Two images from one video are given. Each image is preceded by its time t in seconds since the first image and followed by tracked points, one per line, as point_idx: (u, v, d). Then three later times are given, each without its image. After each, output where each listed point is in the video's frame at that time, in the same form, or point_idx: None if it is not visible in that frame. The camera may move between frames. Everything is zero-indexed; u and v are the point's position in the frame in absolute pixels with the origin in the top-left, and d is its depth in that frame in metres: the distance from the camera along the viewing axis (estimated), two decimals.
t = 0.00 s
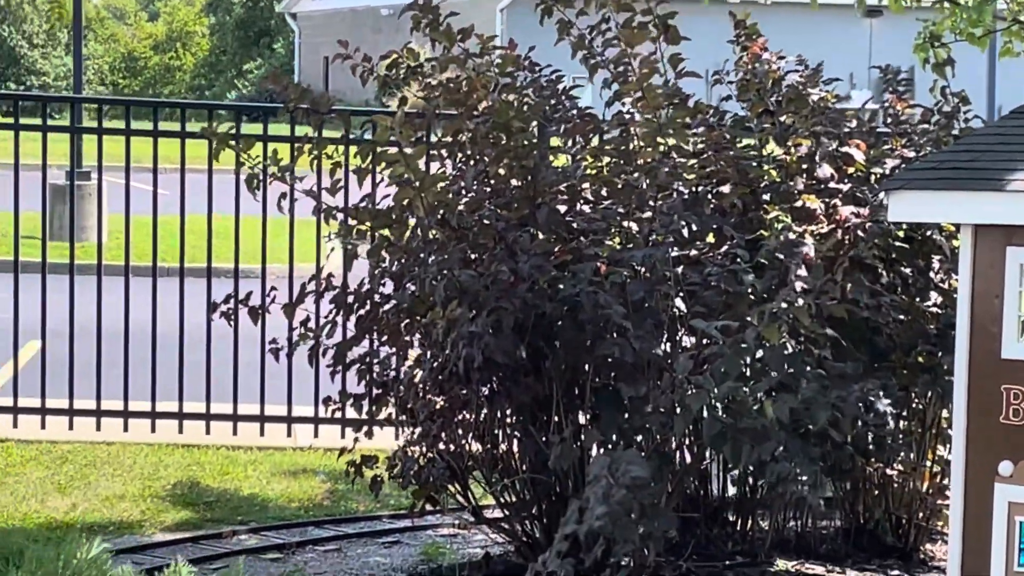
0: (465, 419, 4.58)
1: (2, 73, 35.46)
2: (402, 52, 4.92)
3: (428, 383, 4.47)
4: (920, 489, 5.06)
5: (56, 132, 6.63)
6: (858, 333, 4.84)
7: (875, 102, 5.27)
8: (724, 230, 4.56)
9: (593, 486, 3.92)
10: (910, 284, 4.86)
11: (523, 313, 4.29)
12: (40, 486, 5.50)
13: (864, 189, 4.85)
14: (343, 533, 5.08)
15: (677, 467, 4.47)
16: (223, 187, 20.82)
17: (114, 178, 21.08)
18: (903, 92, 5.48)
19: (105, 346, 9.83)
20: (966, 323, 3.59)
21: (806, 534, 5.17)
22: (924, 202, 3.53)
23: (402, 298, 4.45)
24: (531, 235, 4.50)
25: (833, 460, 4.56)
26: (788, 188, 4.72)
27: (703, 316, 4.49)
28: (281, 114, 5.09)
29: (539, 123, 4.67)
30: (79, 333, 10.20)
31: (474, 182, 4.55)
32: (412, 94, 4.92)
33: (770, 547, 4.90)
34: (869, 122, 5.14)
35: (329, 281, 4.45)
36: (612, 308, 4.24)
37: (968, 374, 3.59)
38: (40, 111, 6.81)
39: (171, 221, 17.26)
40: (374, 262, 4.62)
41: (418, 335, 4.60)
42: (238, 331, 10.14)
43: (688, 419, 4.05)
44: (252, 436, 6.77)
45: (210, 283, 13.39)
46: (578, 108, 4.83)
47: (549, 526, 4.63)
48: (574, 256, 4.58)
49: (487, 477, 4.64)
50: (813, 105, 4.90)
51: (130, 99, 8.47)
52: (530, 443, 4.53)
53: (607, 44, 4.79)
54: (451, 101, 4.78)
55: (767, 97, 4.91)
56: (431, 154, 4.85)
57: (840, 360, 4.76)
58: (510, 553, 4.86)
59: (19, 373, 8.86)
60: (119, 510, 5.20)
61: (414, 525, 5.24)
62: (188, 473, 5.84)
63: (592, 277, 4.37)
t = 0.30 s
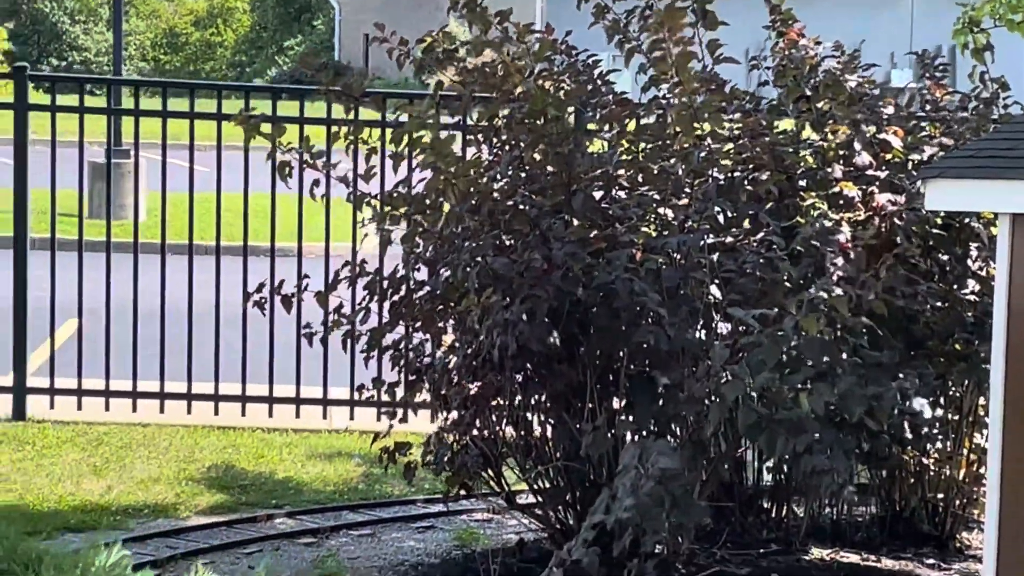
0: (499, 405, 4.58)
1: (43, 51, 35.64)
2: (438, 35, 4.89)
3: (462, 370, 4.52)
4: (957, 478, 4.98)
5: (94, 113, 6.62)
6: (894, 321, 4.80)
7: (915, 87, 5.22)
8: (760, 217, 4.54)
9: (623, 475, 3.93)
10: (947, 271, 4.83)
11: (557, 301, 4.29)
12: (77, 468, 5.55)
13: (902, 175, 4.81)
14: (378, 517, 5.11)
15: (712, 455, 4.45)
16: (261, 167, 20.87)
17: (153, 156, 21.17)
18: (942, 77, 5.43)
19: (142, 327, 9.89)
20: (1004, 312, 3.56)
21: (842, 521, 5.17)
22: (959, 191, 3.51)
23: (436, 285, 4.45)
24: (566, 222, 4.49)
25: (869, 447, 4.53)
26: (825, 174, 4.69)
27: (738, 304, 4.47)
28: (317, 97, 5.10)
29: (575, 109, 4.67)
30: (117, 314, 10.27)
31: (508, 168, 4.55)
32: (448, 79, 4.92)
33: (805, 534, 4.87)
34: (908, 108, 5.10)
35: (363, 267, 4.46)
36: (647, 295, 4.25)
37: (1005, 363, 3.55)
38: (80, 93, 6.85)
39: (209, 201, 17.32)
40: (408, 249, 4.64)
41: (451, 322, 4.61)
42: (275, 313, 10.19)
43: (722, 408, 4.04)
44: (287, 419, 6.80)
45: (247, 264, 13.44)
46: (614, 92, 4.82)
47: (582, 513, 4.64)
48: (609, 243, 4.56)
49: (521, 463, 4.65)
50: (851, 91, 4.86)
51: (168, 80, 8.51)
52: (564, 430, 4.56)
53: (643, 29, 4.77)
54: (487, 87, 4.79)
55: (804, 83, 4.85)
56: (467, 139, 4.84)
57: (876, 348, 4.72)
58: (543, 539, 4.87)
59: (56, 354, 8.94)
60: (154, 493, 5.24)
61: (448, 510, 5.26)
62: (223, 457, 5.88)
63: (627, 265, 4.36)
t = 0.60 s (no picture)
0: (538, 375, 4.53)
1: (86, 19, 35.67)
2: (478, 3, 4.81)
3: (499, 342, 4.46)
4: (1000, 451, 4.90)
5: (133, 83, 6.61)
6: (936, 293, 4.74)
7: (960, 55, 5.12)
8: (801, 188, 4.51)
9: (660, 448, 3.92)
10: (990, 243, 4.76)
11: (595, 273, 4.27)
12: (116, 438, 5.60)
13: (945, 146, 4.74)
14: (416, 489, 5.12)
15: (751, 428, 4.44)
16: (302, 135, 20.91)
17: (194, 124, 21.23)
18: (985, 47, 5.34)
19: (182, 296, 9.96)
20: None
21: (882, 495, 5.15)
22: (1005, 163, 3.46)
23: (473, 257, 4.44)
24: (604, 193, 4.46)
25: (911, 420, 4.47)
26: (867, 145, 4.64)
27: (778, 276, 4.44)
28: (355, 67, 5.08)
29: (615, 79, 4.63)
30: (158, 283, 10.33)
31: (546, 140, 4.49)
32: (486, 49, 4.89)
33: (846, 508, 4.83)
34: (951, 78, 5.02)
35: (401, 238, 4.46)
36: (686, 268, 4.23)
37: None
38: (121, 62, 6.86)
39: (249, 170, 17.37)
40: (446, 221, 4.61)
41: (489, 293, 4.59)
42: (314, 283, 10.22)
43: (761, 380, 4.04)
44: (327, 389, 6.83)
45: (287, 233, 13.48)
46: (653, 62, 4.83)
47: (621, 485, 4.64)
48: (648, 215, 4.53)
49: (559, 435, 4.63)
50: (893, 61, 4.79)
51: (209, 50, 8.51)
52: (603, 402, 4.55)
53: None
54: (525, 57, 4.72)
55: (844, 53, 4.76)
56: (505, 110, 4.81)
57: (918, 320, 4.67)
58: (581, 512, 4.87)
59: (97, 324, 9.01)
60: (193, 464, 5.28)
61: (487, 481, 5.27)
62: (262, 428, 5.92)
63: (666, 236, 4.34)
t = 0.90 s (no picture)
0: (577, 343, 4.56)
1: None
2: None
3: (539, 311, 4.48)
4: None
5: (174, 50, 6.59)
6: (978, 261, 4.71)
7: (1004, 21, 5.05)
8: (841, 155, 4.48)
9: (702, 415, 3.93)
10: None
11: (636, 240, 4.25)
12: (157, 405, 5.64)
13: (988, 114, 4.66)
14: (457, 457, 5.14)
15: (790, 396, 4.46)
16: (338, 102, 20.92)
17: (231, 91, 21.29)
18: None
19: (216, 265, 10.00)
20: None
21: (922, 463, 5.08)
22: None
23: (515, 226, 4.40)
24: (644, 162, 4.48)
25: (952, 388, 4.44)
26: (908, 113, 4.61)
27: (819, 244, 4.43)
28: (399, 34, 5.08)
29: (655, 47, 4.66)
30: (190, 252, 10.38)
31: (586, 108, 4.50)
32: (527, 16, 4.88)
33: (886, 476, 4.86)
34: (995, 44, 4.97)
35: (442, 205, 4.46)
36: (726, 235, 4.22)
37: None
38: (160, 28, 6.86)
39: (280, 139, 17.40)
40: (487, 189, 4.59)
41: (530, 260, 4.59)
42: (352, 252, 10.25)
43: (802, 347, 4.03)
44: (365, 356, 6.86)
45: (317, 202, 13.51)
46: (694, 29, 4.79)
47: (661, 454, 4.63)
48: (688, 183, 4.51)
49: (599, 403, 4.66)
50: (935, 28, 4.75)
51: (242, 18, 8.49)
52: (641, 371, 4.56)
53: None
54: (565, 26, 4.72)
55: (886, 19, 4.74)
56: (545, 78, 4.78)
57: (959, 288, 4.64)
58: (621, 480, 4.89)
59: (137, 290, 9.04)
60: (234, 431, 5.31)
61: (527, 448, 5.29)
62: (299, 396, 5.95)
63: (707, 204, 4.32)
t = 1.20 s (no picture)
0: (617, 311, 4.56)
1: None
2: None
3: (579, 279, 4.46)
4: None
5: (208, 18, 6.57)
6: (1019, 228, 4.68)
7: None
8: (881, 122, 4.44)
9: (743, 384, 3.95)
10: None
11: (676, 209, 4.26)
12: (197, 373, 5.67)
13: None
14: (495, 424, 5.22)
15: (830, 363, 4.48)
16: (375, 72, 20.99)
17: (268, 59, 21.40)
18: None
19: (251, 236, 10.09)
20: None
21: (964, 432, 5.06)
22: None
23: (556, 195, 4.40)
24: (685, 129, 4.46)
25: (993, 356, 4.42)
26: (949, 79, 4.56)
27: (859, 211, 4.41)
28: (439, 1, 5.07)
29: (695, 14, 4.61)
30: (223, 221, 10.45)
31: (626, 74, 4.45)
32: None
33: (926, 444, 4.92)
34: None
35: (481, 173, 4.46)
36: (766, 203, 4.20)
37: None
38: None
39: (318, 109, 17.49)
40: (525, 157, 4.59)
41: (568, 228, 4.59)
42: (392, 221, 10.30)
43: (843, 315, 4.03)
44: (404, 324, 6.91)
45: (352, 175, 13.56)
46: None
47: (701, 423, 4.65)
48: (727, 151, 4.49)
49: (637, 371, 4.67)
50: None
51: None
52: (681, 338, 4.57)
53: None
54: None
55: None
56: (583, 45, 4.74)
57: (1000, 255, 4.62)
58: (660, 448, 4.94)
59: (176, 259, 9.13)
60: (274, 400, 5.36)
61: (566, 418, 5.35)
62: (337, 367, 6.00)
63: (746, 172, 4.31)
